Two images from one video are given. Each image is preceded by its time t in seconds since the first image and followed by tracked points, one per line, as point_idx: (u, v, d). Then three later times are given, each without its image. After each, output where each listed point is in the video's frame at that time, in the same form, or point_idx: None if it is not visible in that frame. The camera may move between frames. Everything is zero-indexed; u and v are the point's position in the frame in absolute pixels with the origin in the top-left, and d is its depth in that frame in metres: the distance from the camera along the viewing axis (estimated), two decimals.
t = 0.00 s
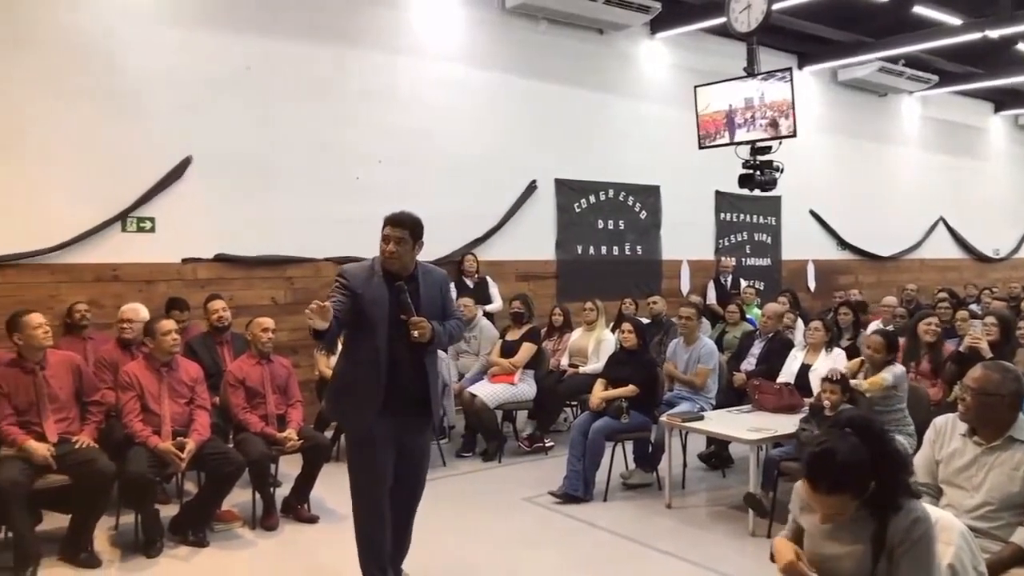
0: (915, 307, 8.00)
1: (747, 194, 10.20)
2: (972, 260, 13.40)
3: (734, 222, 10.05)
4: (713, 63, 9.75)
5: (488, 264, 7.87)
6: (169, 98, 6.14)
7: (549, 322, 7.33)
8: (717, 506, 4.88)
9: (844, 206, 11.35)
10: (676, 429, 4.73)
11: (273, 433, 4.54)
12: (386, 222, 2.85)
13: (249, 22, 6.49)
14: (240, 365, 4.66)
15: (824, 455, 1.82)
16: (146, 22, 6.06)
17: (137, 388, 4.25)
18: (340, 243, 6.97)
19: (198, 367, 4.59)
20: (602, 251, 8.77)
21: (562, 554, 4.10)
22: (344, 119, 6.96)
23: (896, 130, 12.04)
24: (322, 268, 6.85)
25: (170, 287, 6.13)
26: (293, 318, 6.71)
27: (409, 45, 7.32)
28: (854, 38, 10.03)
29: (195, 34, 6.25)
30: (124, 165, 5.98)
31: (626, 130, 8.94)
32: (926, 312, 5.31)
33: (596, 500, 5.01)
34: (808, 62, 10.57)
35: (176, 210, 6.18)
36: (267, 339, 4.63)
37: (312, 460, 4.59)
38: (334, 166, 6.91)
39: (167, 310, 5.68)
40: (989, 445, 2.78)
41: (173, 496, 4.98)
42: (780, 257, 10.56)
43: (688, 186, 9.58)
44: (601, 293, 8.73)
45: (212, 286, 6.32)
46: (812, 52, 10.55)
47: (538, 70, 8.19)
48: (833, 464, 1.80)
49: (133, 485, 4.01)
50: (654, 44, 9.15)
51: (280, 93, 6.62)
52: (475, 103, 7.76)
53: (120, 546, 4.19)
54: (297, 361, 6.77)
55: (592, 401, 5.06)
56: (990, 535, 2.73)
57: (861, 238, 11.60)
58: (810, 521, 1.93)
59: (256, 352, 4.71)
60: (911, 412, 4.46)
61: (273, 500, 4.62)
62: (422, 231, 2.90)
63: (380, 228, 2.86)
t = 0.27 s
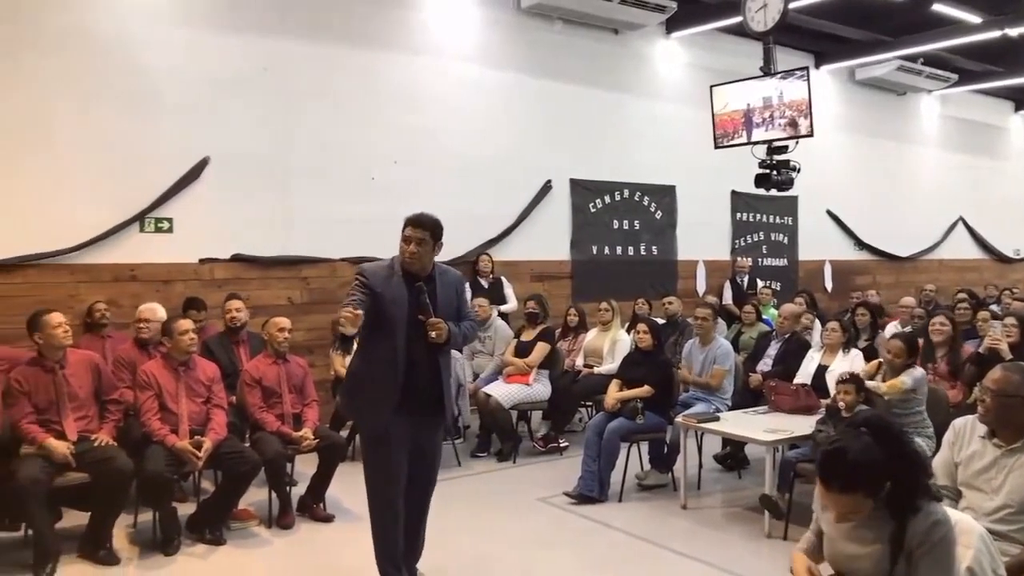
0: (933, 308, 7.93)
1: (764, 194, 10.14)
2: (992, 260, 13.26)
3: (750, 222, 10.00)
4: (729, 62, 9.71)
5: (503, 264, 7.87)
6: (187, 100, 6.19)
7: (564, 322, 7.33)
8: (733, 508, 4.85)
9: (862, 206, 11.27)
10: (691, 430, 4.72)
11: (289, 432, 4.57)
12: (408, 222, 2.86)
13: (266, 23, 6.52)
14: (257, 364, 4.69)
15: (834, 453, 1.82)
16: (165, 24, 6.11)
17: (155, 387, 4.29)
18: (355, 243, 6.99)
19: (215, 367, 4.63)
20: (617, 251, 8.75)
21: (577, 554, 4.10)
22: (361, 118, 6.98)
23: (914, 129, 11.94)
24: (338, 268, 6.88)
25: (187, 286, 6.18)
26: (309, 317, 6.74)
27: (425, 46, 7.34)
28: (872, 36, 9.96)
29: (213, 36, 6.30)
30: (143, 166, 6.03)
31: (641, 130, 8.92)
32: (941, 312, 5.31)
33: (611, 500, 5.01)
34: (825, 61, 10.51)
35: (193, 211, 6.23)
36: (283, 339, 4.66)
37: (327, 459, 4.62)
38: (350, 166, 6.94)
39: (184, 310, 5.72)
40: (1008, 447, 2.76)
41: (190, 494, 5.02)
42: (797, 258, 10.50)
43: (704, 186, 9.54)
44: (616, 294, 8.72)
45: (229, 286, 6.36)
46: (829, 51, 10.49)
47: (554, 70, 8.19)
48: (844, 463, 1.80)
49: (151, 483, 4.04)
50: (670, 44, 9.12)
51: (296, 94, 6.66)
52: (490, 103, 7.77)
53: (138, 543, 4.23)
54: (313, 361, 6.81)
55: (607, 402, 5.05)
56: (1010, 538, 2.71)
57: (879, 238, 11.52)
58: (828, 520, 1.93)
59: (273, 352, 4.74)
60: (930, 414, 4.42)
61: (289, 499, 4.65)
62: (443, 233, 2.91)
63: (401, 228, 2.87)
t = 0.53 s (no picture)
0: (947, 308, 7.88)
1: (775, 194, 10.11)
2: (1006, 260, 13.17)
3: (762, 222, 9.97)
4: (741, 61, 9.68)
5: (513, 264, 7.87)
6: (199, 101, 6.22)
7: (574, 323, 7.32)
8: (744, 509, 4.84)
9: (874, 206, 11.21)
10: (701, 430, 4.71)
11: (300, 431, 4.58)
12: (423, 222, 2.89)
13: (278, 24, 6.55)
14: (268, 364, 4.71)
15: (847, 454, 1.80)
16: (177, 25, 6.14)
17: (167, 386, 4.31)
18: (366, 243, 7.00)
19: (227, 366, 4.65)
20: (627, 251, 8.74)
21: (587, 555, 4.10)
22: (372, 118, 7.00)
23: (927, 128, 11.87)
24: (349, 268, 6.90)
25: (199, 286, 6.21)
26: (320, 317, 6.76)
27: (436, 46, 7.35)
28: (884, 35, 9.91)
29: (226, 37, 6.33)
30: (156, 166, 6.06)
31: (652, 130, 8.91)
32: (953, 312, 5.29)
33: (622, 501, 5.00)
34: (836, 60, 10.47)
35: (205, 211, 6.26)
36: (295, 339, 4.68)
37: (338, 458, 4.63)
38: (361, 167, 6.96)
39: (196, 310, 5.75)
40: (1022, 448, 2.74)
41: (202, 493, 5.04)
42: (809, 258, 10.46)
43: (715, 185, 9.52)
44: (626, 294, 8.71)
45: (240, 286, 6.38)
46: (841, 49, 10.44)
47: (565, 70, 8.19)
48: (857, 463, 1.78)
49: (163, 482, 4.06)
50: (680, 43, 9.10)
51: (307, 95, 6.68)
52: (500, 103, 7.77)
53: (151, 542, 4.26)
54: (324, 360, 6.83)
55: (617, 402, 5.05)
56: None
57: (891, 238, 11.46)
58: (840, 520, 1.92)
59: (284, 351, 4.76)
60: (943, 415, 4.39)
61: (300, 498, 4.66)
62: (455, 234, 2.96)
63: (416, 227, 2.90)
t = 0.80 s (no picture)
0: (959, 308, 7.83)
1: (785, 194, 10.07)
2: (1019, 260, 13.08)
3: (772, 222, 9.94)
4: (751, 61, 9.66)
5: (523, 264, 7.88)
6: (210, 101, 6.25)
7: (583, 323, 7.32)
8: (754, 510, 4.82)
9: (885, 206, 11.16)
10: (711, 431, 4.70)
11: (310, 431, 4.59)
12: (428, 225, 2.96)
13: (288, 25, 6.57)
14: (279, 364, 4.72)
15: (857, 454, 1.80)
16: (189, 26, 6.17)
17: (178, 385, 4.34)
18: (376, 243, 7.02)
19: (238, 366, 4.67)
20: (637, 251, 8.73)
21: (596, 555, 4.09)
22: (382, 118, 7.02)
23: (939, 127, 11.80)
24: (359, 268, 6.92)
25: (210, 286, 6.23)
26: (330, 317, 6.78)
27: (445, 46, 7.36)
28: (896, 34, 9.86)
29: (236, 38, 6.35)
30: (167, 166, 6.09)
31: (662, 130, 8.89)
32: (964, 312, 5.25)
33: (631, 502, 4.99)
34: (847, 59, 10.43)
35: (216, 211, 6.28)
36: (305, 339, 4.69)
37: (348, 458, 4.63)
38: (371, 167, 6.97)
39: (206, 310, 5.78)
40: None
41: (213, 492, 5.07)
42: (819, 258, 10.42)
43: (725, 185, 9.50)
44: (636, 294, 8.69)
45: (251, 286, 6.40)
46: (852, 49, 10.40)
47: (575, 70, 8.19)
48: (871, 466, 1.78)
49: (173, 481, 4.08)
50: (690, 43, 9.08)
51: (317, 95, 6.70)
52: (510, 103, 7.77)
53: (162, 540, 4.28)
54: (334, 360, 6.84)
55: (627, 402, 5.04)
56: None
57: (903, 238, 11.40)
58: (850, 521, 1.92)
59: (294, 351, 4.77)
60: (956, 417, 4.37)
61: (310, 497, 4.67)
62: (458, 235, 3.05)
63: (422, 231, 2.97)
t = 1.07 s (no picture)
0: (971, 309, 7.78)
1: (795, 193, 10.04)
2: None
3: (782, 222, 9.91)
4: (761, 60, 9.63)
5: (531, 264, 7.88)
6: (220, 102, 6.27)
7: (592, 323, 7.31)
8: (763, 510, 4.81)
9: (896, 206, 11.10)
10: (720, 432, 4.69)
11: (320, 431, 4.60)
12: (433, 229, 2.95)
13: (298, 26, 6.59)
14: (288, 364, 4.74)
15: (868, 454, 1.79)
16: (199, 27, 6.20)
17: (189, 385, 4.36)
18: (385, 243, 7.03)
19: (248, 365, 4.69)
20: (646, 251, 8.71)
21: (605, 556, 4.09)
22: (390, 118, 7.03)
23: (950, 127, 11.74)
24: (368, 268, 6.93)
25: (220, 286, 6.26)
26: (340, 317, 6.80)
27: (454, 46, 7.37)
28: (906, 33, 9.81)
29: (246, 38, 6.38)
30: (178, 166, 6.12)
31: (672, 130, 8.88)
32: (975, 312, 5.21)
33: (640, 502, 4.99)
34: (857, 58, 10.39)
35: (226, 211, 6.31)
36: (314, 338, 4.71)
37: (357, 457, 4.65)
38: (380, 167, 6.99)
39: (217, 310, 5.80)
40: None
41: (223, 491, 5.09)
42: (829, 258, 10.38)
43: (735, 185, 9.47)
44: (645, 294, 8.68)
45: (260, 286, 6.43)
46: (862, 47, 10.36)
47: (584, 71, 8.18)
48: (883, 465, 1.77)
49: (184, 480, 4.10)
50: (700, 42, 9.07)
51: (326, 95, 6.72)
52: (518, 103, 7.77)
53: (172, 539, 4.30)
54: (343, 360, 6.86)
55: (636, 402, 5.04)
56: None
57: (914, 238, 11.34)
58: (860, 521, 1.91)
59: (304, 351, 4.78)
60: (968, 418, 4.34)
61: (319, 496, 4.69)
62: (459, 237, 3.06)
63: (427, 235, 2.96)
